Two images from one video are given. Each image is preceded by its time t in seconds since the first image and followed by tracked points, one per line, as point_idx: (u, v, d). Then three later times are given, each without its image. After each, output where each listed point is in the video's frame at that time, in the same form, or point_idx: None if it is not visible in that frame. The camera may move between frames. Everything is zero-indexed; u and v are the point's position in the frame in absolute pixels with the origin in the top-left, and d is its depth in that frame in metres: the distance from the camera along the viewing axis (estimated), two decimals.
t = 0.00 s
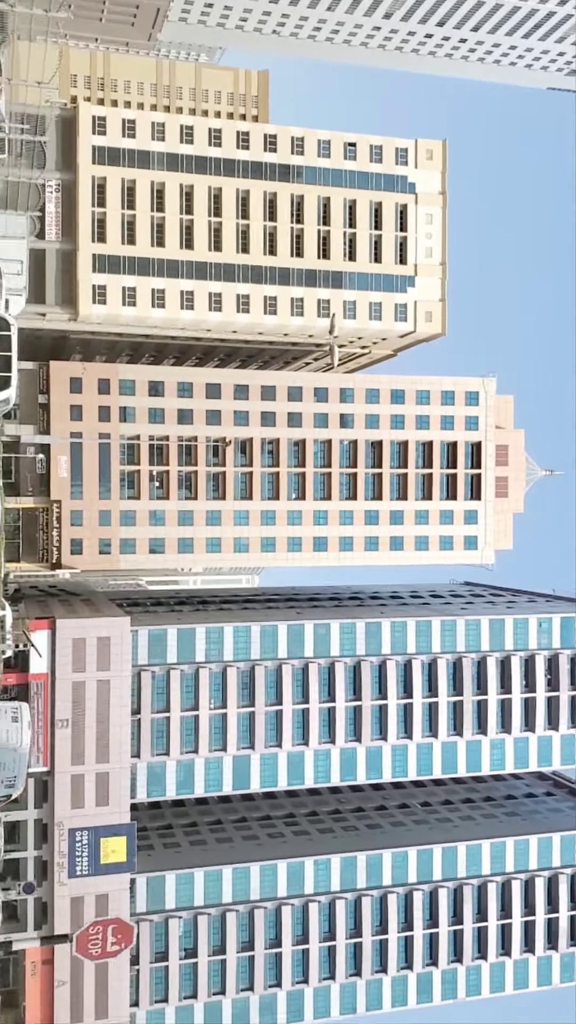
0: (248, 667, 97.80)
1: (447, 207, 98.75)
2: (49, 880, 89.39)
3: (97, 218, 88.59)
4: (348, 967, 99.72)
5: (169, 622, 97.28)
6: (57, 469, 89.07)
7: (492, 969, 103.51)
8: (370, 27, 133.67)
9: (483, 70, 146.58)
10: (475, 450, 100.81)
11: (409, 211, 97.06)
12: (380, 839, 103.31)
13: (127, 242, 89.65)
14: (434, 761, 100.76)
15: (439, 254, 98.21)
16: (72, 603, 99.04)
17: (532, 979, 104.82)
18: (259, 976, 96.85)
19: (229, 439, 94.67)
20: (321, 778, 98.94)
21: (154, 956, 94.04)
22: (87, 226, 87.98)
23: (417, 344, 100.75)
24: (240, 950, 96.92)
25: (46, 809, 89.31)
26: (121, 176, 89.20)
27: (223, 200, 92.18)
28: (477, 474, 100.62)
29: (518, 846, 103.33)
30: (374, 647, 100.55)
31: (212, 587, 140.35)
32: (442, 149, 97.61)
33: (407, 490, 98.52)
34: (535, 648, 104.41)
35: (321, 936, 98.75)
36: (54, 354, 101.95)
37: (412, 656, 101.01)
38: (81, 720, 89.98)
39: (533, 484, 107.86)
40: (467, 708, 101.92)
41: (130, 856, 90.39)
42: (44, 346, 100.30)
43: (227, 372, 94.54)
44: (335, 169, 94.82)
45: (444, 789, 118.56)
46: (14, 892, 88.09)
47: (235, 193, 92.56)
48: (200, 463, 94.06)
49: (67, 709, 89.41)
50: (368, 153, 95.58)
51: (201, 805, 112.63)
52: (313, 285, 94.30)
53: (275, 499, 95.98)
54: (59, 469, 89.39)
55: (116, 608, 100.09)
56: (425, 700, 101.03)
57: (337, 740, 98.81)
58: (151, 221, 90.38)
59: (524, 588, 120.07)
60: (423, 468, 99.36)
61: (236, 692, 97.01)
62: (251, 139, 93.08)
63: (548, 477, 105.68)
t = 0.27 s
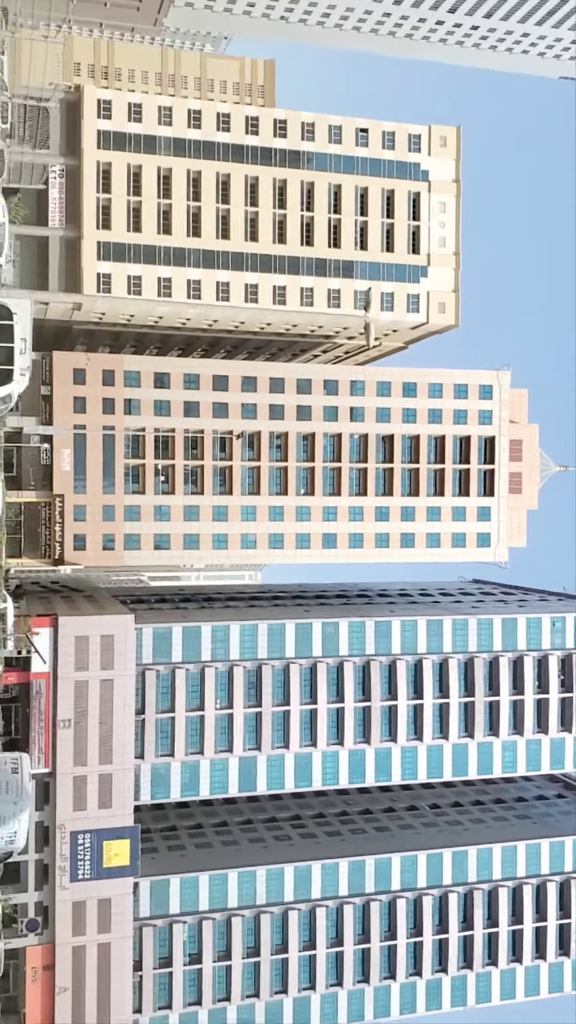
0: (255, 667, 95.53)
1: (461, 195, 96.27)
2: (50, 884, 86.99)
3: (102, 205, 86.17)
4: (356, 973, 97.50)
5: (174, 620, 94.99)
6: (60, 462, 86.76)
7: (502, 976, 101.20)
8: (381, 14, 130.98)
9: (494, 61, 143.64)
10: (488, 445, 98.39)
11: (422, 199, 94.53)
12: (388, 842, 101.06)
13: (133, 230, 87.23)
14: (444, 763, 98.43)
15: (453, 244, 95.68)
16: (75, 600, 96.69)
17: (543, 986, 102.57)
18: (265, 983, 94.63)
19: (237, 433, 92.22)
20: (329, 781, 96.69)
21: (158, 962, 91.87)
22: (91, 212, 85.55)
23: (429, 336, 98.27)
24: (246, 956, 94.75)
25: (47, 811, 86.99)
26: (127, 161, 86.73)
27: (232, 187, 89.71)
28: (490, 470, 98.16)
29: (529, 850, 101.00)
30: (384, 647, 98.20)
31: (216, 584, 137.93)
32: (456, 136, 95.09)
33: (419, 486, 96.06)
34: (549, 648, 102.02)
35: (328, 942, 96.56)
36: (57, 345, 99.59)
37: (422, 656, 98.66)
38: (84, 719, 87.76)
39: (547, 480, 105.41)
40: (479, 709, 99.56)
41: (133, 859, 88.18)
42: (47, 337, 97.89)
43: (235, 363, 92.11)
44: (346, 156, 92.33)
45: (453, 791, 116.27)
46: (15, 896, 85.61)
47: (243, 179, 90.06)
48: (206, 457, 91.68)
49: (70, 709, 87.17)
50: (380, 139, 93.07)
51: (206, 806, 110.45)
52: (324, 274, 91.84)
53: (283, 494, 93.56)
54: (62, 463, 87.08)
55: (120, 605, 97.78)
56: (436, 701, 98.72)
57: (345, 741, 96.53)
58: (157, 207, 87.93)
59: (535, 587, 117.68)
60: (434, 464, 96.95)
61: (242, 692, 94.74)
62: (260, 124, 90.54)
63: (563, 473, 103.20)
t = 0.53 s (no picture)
0: (259, 666, 93.57)
1: (472, 185, 94.16)
2: (49, 886, 85.02)
3: (106, 192, 84.06)
4: (359, 978, 95.63)
5: (177, 617, 93.00)
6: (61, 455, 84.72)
7: (508, 981, 99.35)
8: (409, 3, 128.47)
9: (505, 49, 141.38)
10: (499, 441, 96.35)
11: (434, 188, 92.42)
12: (393, 845, 99.15)
13: (137, 217, 85.13)
14: (451, 765, 96.46)
15: (464, 235, 93.61)
16: (75, 596, 94.64)
17: (550, 992, 100.68)
18: (267, 988, 92.85)
19: (242, 426, 90.12)
20: (334, 782, 94.75)
21: (158, 967, 90.03)
22: (95, 199, 83.43)
23: (439, 329, 96.18)
24: (248, 960, 92.93)
25: (46, 812, 85.18)
26: (132, 147, 84.58)
27: (239, 174, 87.58)
28: (500, 466, 96.07)
29: (537, 854, 99.06)
30: (390, 646, 96.13)
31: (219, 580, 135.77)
32: (469, 124, 92.95)
33: (427, 482, 94.02)
34: (558, 648, 100.04)
35: (331, 947, 94.66)
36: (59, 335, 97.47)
37: (429, 656, 96.65)
38: (84, 719, 85.84)
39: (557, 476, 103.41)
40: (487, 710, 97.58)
41: (133, 862, 86.30)
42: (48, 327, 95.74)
43: (241, 355, 90.02)
44: (356, 144, 90.21)
45: (458, 793, 114.28)
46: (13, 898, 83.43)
47: (251, 167, 87.92)
48: (211, 451, 89.61)
49: (70, 707, 85.26)
50: (390, 127, 90.95)
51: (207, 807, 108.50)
52: (332, 265, 89.77)
53: (289, 490, 91.48)
54: (63, 456, 85.04)
55: (121, 601, 95.77)
56: (443, 701, 96.73)
57: (351, 742, 94.58)
58: (162, 195, 85.81)
59: (544, 585, 115.63)
60: (444, 459, 94.90)
61: (246, 691, 92.81)
62: (268, 109, 88.35)
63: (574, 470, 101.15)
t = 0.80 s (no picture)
0: (268, 663, 91.68)
1: (489, 172, 91.96)
2: (53, 887, 83.33)
3: (114, 177, 82.09)
4: (368, 982, 93.89)
5: (184, 613, 91.12)
6: (67, 447, 82.86)
7: (520, 986, 97.52)
8: None
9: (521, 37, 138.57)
10: (515, 434, 94.22)
11: (449, 175, 90.28)
12: (404, 846, 97.29)
13: (146, 203, 83.15)
14: (463, 766, 94.53)
15: (480, 223, 91.52)
16: (80, 590, 92.81)
17: (562, 997, 98.77)
18: (274, 991, 91.28)
19: (252, 418, 88.08)
20: (344, 782, 92.87)
21: (163, 969, 88.39)
22: (103, 184, 81.43)
23: (454, 319, 94.01)
24: (255, 963, 91.22)
25: (50, 810, 83.63)
26: (141, 131, 82.52)
27: (250, 160, 85.48)
28: (516, 461, 93.97)
29: (550, 857, 97.05)
30: (402, 644, 94.02)
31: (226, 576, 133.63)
32: (485, 110, 90.71)
33: (441, 476, 91.93)
34: (573, 647, 97.97)
35: (340, 950, 92.88)
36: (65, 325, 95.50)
37: (442, 654, 94.60)
38: (90, 716, 84.09)
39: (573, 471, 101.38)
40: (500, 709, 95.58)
41: (139, 863, 84.55)
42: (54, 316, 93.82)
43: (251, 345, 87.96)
44: (370, 130, 88.06)
45: (470, 793, 112.24)
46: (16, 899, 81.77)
47: (262, 152, 85.81)
48: (219, 443, 87.62)
49: (75, 705, 83.52)
50: (405, 112, 88.75)
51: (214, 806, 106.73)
52: (345, 253, 87.71)
53: (299, 484, 89.46)
54: (69, 448, 83.14)
55: (128, 597, 93.86)
56: (455, 700, 94.77)
57: (361, 742, 92.68)
58: (171, 181, 83.77)
59: (557, 582, 113.46)
60: (458, 453, 92.78)
61: (254, 689, 90.98)
62: (281, 94, 86.15)
63: None
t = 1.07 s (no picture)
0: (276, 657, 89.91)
1: (506, 155, 89.71)
2: (56, 884, 81.97)
3: (122, 158, 80.04)
4: (377, 982, 92.34)
5: (192, 606, 89.36)
6: (73, 435, 81.12)
7: (530, 987, 95.90)
8: None
9: (537, 20, 135.67)
10: (530, 425, 92.18)
11: (466, 159, 88.08)
12: (413, 844, 95.61)
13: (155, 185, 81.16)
14: (474, 763, 92.65)
15: (496, 208, 89.34)
16: (85, 581, 91.12)
17: (574, 998, 97.14)
18: (281, 991, 89.75)
19: (262, 407, 86.10)
20: (353, 779, 91.10)
21: (168, 968, 86.89)
22: (111, 165, 79.37)
23: (469, 307, 91.93)
24: (261, 962, 89.70)
25: (54, 807, 81.99)
26: (150, 111, 80.40)
27: (262, 141, 83.35)
28: (531, 452, 91.93)
29: (562, 856, 95.32)
30: (413, 639, 92.06)
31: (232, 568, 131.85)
32: (503, 91, 88.42)
33: (455, 467, 89.96)
34: None
35: (348, 949, 91.34)
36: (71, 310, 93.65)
37: (454, 649, 92.74)
38: (95, 710, 82.46)
39: None
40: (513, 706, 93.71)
41: (145, 860, 82.96)
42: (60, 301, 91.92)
43: (261, 332, 86.03)
44: (385, 111, 85.85)
45: (480, 790, 110.47)
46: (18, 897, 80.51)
47: (275, 134, 83.66)
48: (229, 432, 85.69)
49: (80, 699, 81.92)
50: (421, 94, 86.52)
51: (220, 802, 105.12)
52: (359, 238, 85.74)
53: (310, 474, 87.49)
54: (75, 436, 81.35)
55: (135, 588, 92.13)
56: (467, 696, 92.93)
57: (371, 738, 90.91)
58: (181, 162, 81.72)
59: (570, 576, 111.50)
60: (472, 444, 90.80)
61: (263, 683, 89.24)
62: (294, 73, 83.90)
63: None
